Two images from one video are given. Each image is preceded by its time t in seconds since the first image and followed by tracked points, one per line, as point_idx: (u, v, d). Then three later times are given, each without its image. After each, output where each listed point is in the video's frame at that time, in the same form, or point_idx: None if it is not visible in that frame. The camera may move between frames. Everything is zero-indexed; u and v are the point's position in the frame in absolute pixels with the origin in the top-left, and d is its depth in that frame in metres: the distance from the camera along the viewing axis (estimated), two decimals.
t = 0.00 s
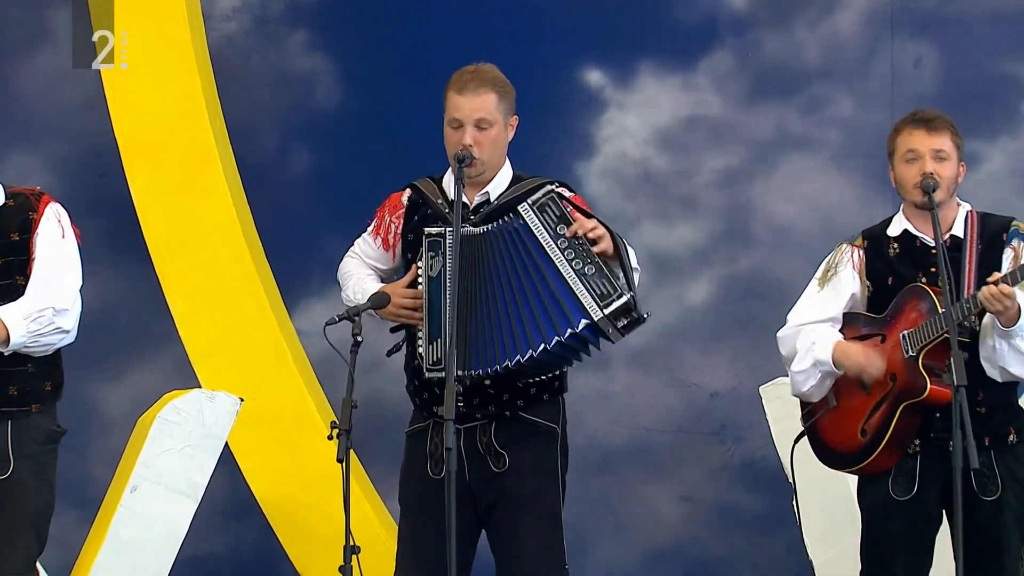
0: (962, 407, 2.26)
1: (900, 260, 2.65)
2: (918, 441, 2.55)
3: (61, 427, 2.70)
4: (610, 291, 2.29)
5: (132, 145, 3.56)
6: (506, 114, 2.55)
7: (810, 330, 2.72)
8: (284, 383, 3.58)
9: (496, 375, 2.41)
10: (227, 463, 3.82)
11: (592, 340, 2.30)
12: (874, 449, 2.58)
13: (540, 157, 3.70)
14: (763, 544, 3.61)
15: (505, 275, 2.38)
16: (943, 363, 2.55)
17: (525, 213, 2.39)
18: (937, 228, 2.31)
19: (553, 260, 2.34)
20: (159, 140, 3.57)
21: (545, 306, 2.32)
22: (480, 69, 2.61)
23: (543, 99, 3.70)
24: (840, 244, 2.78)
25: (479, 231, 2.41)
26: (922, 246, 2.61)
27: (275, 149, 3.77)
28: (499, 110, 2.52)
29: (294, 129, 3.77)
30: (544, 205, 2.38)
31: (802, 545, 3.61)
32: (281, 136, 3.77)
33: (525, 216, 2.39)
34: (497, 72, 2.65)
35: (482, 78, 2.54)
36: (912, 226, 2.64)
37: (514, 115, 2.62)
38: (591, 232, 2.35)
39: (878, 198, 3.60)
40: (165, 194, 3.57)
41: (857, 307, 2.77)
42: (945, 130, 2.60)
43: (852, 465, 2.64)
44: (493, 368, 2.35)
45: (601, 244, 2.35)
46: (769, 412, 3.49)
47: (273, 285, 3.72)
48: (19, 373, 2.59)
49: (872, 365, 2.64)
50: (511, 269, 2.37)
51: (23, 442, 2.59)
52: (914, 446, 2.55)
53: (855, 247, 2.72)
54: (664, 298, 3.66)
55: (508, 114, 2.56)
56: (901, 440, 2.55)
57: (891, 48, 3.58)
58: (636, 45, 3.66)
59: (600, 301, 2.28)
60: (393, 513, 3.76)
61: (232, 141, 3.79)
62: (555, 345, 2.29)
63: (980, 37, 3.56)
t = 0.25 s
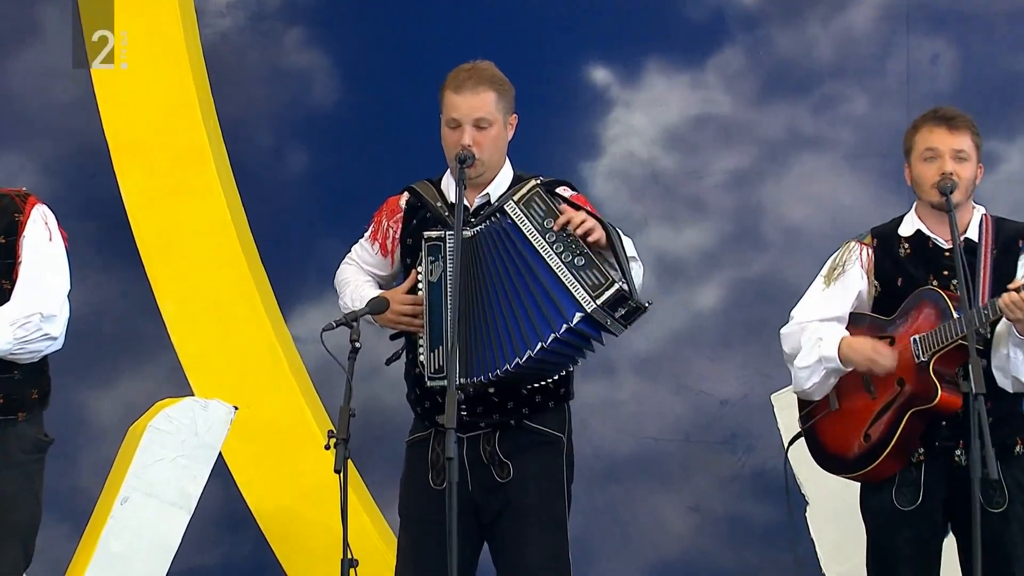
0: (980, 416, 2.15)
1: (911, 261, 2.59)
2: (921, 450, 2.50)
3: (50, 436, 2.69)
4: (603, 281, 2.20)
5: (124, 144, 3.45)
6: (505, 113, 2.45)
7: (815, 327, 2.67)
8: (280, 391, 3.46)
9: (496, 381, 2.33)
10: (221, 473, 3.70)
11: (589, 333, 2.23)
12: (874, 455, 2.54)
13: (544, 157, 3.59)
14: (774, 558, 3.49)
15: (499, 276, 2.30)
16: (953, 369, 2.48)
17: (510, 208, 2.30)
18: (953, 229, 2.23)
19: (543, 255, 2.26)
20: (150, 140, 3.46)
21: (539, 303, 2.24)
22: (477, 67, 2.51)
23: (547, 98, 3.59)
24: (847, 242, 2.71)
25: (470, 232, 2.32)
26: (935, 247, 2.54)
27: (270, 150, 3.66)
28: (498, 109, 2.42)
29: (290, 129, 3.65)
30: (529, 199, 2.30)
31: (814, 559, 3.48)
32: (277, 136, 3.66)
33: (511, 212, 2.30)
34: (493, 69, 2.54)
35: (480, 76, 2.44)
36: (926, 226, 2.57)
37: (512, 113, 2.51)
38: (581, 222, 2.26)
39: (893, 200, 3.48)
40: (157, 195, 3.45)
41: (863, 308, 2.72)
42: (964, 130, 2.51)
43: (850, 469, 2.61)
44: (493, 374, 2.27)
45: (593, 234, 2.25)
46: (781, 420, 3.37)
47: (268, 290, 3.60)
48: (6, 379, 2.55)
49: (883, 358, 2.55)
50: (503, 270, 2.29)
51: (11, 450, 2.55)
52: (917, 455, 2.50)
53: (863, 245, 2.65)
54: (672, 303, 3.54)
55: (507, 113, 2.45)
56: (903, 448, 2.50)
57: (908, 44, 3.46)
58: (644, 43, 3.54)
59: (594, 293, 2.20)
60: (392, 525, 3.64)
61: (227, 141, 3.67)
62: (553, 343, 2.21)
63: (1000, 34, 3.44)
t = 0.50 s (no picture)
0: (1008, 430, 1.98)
1: (927, 266, 2.44)
2: (925, 465, 2.40)
3: (29, 450, 2.60)
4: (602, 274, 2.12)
5: (112, 146, 3.31)
6: (503, 109, 2.32)
7: (824, 329, 2.49)
8: (273, 403, 3.30)
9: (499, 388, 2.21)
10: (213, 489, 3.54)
11: (590, 330, 2.15)
12: (876, 469, 2.43)
13: (550, 158, 3.43)
14: None
15: (497, 276, 2.20)
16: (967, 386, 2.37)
17: (502, 205, 2.21)
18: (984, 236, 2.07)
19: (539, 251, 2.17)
20: (139, 141, 3.31)
21: (537, 301, 2.16)
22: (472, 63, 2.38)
23: (553, 96, 3.43)
24: (858, 239, 2.53)
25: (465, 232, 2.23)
26: (953, 254, 2.41)
27: (263, 150, 3.49)
28: (495, 105, 2.29)
29: (284, 128, 3.49)
30: (521, 194, 2.20)
31: None
32: (271, 135, 3.50)
33: (504, 209, 2.21)
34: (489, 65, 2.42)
35: (475, 71, 2.31)
36: (944, 228, 2.44)
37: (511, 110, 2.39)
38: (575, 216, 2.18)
39: (918, 202, 3.31)
40: (146, 199, 3.30)
41: (870, 309, 2.55)
42: (992, 132, 2.38)
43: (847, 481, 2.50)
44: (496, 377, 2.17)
45: (591, 227, 2.16)
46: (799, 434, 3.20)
47: (262, 301, 3.45)
48: None
49: (893, 374, 2.40)
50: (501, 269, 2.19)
51: None
52: (920, 470, 2.40)
53: (877, 246, 2.49)
54: (684, 310, 3.38)
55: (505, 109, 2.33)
56: (908, 461, 2.40)
57: (932, 39, 3.29)
58: (655, 38, 3.38)
59: (594, 287, 2.11)
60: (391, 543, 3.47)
61: (218, 140, 3.51)
62: (554, 341, 2.13)
63: None
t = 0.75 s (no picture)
0: None
1: (948, 272, 2.19)
2: (944, 482, 2.14)
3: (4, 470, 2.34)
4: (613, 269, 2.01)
5: (94, 147, 3.13)
6: (493, 99, 2.22)
7: (834, 338, 2.23)
8: (263, 419, 3.12)
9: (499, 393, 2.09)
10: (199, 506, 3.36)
11: (601, 330, 2.03)
12: (891, 487, 2.18)
13: (556, 157, 3.25)
14: None
15: (499, 274, 2.09)
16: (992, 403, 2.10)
17: (505, 198, 2.10)
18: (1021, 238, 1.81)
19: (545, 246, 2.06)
20: (122, 141, 3.14)
21: (544, 299, 2.04)
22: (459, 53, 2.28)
23: (559, 92, 3.25)
24: (875, 240, 2.28)
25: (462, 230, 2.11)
26: (976, 260, 2.16)
27: (253, 148, 3.32)
28: (483, 95, 2.19)
29: (275, 125, 3.32)
30: (524, 187, 2.09)
31: None
32: (261, 133, 3.32)
33: (507, 202, 2.09)
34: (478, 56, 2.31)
35: (461, 60, 2.21)
36: (968, 233, 2.20)
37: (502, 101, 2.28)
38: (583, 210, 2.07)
39: (944, 204, 3.12)
40: (129, 203, 3.13)
41: (885, 317, 2.29)
42: None
43: (858, 496, 2.25)
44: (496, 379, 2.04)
45: (601, 221, 2.07)
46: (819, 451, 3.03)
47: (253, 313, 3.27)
48: None
49: (907, 399, 2.16)
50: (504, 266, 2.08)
51: None
52: (937, 487, 2.15)
53: (896, 248, 2.23)
54: (697, 318, 3.20)
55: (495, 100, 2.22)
56: (927, 480, 2.14)
57: (960, 30, 3.10)
58: (666, 29, 3.20)
59: (605, 282, 2.00)
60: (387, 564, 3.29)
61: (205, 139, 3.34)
62: (563, 340, 2.01)
63: None
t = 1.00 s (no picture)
0: None
1: (993, 272, 2.08)
2: (990, 489, 2.01)
3: None
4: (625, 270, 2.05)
5: (82, 143, 3.00)
6: (471, 88, 2.30)
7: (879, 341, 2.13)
8: (257, 425, 2.99)
9: (503, 390, 2.13)
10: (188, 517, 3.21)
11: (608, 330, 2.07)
12: (932, 492, 2.07)
13: (563, 153, 3.12)
14: None
15: (507, 271, 2.13)
16: None
17: (512, 193, 2.12)
18: None
19: (554, 244, 2.09)
20: (109, 138, 3.01)
21: (553, 297, 2.08)
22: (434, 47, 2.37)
23: (566, 84, 3.11)
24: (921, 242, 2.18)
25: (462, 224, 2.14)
26: None
27: (246, 144, 3.18)
28: (460, 82, 2.27)
29: (269, 120, 3.18)
30: (531, 184, 2.12)
31: None
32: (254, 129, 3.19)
33: (512, 197, 2.13)
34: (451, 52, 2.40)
35: (438, 49, 2.30)
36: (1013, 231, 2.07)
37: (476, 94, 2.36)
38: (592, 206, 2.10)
39: (968, 202, 2.99)
40: (117, 202, 3.00)
41: (930, 324, 2.16)
42: None
43: (902, 507, 2.13)
44: (500, 376, 2.09)
45: (609, 223, 2.08)
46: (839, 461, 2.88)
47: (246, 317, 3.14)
48: None
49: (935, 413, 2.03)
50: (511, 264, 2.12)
51: None
52: (984, 495, 2.01)
53: (942, 249, 2.12)
54: (710, 321, 3.06)
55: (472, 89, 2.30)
56: (972, 486, 2.01)
57: (983, 20, 2.97)
58: (678, 20, 3.07)
59: (615, 282, 2.04)
60: None
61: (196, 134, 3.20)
62: (573, 340, 2.05)
63: None
